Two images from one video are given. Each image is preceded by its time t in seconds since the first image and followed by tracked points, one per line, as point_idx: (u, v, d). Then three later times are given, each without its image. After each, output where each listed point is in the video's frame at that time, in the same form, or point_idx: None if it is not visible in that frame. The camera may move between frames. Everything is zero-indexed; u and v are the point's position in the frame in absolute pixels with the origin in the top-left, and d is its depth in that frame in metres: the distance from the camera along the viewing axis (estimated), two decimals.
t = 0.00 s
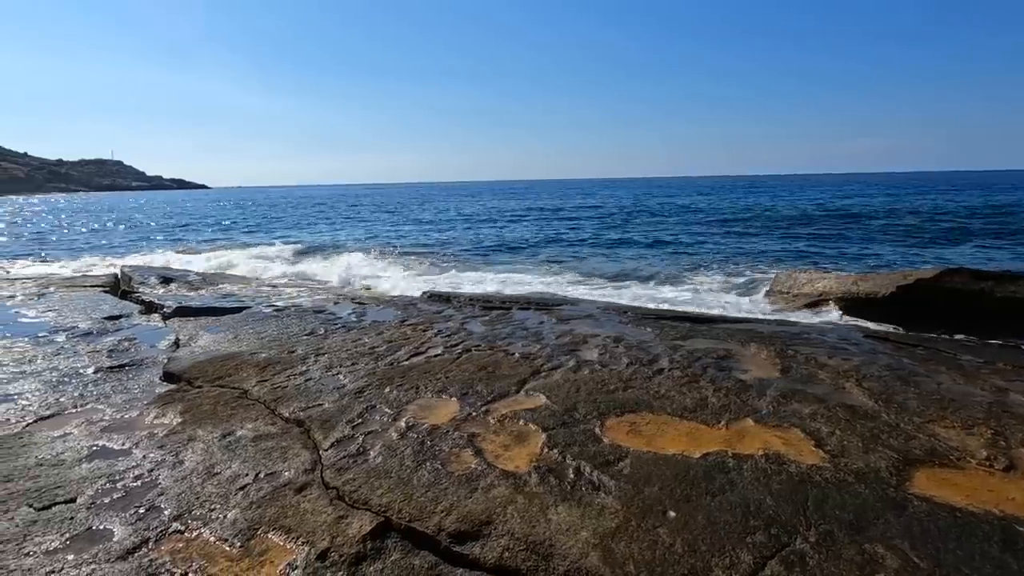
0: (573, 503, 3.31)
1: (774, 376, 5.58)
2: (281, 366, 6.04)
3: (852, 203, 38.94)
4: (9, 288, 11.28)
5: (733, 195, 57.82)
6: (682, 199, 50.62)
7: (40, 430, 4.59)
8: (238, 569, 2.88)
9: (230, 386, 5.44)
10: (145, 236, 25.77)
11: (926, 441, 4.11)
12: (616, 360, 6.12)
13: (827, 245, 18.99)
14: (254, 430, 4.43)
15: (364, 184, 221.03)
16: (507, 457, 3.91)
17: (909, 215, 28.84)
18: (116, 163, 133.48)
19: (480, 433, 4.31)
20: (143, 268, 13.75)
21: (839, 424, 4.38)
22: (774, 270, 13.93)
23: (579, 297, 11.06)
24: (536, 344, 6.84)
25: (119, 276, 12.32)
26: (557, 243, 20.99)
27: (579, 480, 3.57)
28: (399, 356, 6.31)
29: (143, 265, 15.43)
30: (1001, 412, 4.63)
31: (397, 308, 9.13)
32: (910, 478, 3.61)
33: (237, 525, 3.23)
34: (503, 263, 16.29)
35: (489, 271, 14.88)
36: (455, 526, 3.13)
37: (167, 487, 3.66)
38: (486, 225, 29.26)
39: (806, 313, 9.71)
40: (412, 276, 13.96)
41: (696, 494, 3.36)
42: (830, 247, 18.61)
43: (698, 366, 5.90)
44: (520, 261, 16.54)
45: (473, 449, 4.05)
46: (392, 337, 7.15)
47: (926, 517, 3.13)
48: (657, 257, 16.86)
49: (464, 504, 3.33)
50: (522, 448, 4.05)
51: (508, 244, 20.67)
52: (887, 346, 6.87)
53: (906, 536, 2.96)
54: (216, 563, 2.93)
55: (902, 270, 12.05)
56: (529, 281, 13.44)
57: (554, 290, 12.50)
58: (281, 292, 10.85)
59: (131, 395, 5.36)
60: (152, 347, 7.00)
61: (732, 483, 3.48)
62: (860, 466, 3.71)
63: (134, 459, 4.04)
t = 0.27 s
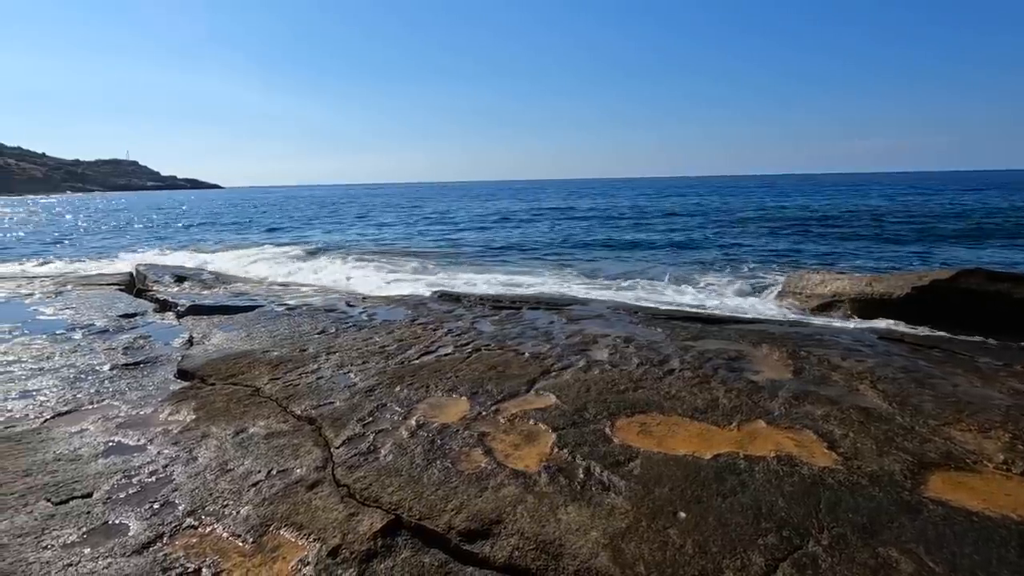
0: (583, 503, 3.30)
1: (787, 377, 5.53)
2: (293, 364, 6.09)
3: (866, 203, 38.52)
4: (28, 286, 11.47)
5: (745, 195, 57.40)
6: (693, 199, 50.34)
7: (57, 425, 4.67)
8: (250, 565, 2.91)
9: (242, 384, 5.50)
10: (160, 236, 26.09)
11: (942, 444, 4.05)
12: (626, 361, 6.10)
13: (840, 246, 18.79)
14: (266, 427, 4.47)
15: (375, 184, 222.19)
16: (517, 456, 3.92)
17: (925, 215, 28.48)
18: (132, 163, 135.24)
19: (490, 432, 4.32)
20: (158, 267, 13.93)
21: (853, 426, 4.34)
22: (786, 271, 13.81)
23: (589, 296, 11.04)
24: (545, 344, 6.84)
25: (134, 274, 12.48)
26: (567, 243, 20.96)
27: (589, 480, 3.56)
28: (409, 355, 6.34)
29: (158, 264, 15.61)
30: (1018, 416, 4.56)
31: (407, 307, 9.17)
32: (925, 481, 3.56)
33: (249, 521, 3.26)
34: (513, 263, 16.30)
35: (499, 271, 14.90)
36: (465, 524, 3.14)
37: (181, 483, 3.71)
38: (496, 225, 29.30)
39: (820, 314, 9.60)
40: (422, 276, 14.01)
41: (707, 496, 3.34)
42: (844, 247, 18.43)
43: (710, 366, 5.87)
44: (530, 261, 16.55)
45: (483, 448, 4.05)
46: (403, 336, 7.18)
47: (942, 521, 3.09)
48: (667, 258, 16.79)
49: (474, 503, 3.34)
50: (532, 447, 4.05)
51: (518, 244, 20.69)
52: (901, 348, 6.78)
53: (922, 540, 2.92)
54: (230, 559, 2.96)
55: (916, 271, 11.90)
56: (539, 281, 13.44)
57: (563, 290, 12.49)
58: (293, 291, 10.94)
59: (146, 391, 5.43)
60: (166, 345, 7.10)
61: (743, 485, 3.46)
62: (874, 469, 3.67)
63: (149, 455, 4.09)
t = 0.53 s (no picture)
0: (593, 504, 3.30)
1: (800, 379, 5.48)
2: (306, 362, 6.15)
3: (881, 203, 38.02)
4: (47, 284, 11.68)
5: (758, 195, 56.91)
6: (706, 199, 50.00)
7: (76, 421, 4.76)
8: (264, 561, 2.94)
9: (256, 382, 5.56)
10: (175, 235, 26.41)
11: (959, 448, 3.99)
12: (637, 361, 6.08)
13: (856, 246, 18.57)
14: (279, 425, 4.52)
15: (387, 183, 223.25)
16: (528, 456, 3.92)
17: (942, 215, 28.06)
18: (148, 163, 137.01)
19: (500, 432, 4.33)
20: (173, 266, 14.12)
21: (867, 429, 4.29)
22: (800, 272, 13.68)
23: (600, 297, 11.01)
24: (556, 344, 6.84)
25: (150, 273, 12.66)
26: (578, 243, 20.92)
27: (600, 481, 3.56)
28: (420, 354, 6.37)
29: (173, 263, 15.81)
30: None
31: (418, 306, 9.20)
32: (942, 485, 3.51)
33: (263, 517, 3.30)
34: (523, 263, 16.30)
35: (510, 271, 14.91)
36: (476, 523, 3.15)
37: (197, 479, 3.76)
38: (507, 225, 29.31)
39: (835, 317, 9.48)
40: (433, 275, 14.06)
41: (719, 498, 3.32)
42: (859, 248, 18.21)
43: (722, 367, 5.83)
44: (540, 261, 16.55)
45: (494, 447, 4.06)
46: (414, 335, 7.22)
47: (959, 525, 3.05)
48: (679, 258, 16.69)
49: (485, 502, 3.35)
50: (543, 447, 4.06)
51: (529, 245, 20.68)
52: (918, 350, 6.69)
53: (937, 545, 2.89)
54: (244, 554, 3.00)
55: (933, 272, 11.73)
56: (550, 281, 13.43)
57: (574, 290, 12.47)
58: (306, 290, 11.04)
59: (162, 388, 5.52)
60: (181, 343, 7.19)
61: (756, 487, 3.44)
62: (889, 472, 3.63)
63: (165, 451, 4.15)
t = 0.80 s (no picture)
0: (604, 504, 3.30)
1: (814, 381, 5.44)
2: (318, 360, 6.20)
3: (897, 203, 37.54)
4: (65, 282, 11.87)
5: (771, 194, 56.45)
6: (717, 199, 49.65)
7: (94, 417, 4.84)
8: (278, 556, 2.97)
9: (270, 379, 5.62)
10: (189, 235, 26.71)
11: (977, 451, 3.93)
12: (649, 362, 6.05)
13: (871, 247, 18.35)
14: (293, 422, 4.56)
15: (398, 183, 224.26)
16: (539, 455, 3.93)
17: (960, 215, 27.61)
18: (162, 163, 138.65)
19: (511, 431, 4.34)
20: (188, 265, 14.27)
21: (882, 431, 4.24)
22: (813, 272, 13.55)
23: (611, 297, 10.98)
24: (567, 344, 6.84)
25: (165, 271, 12.82)
26: (589, 243, 20.88)
27: (611, 481, 3.56)
28: (432, 353, 6.40)
29: (188, 262, 15.99)
30: None
31: (429, 306, 9.23)
32: (958, 488, 3.47)
33: (277, 513, 3.34)
34: (533, 263, 16.30)
35: (520, 271, 14.91)
36: (488, 522, 3.16)
37: (212, 474, 3.81)
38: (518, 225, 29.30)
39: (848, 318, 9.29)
40: (444, 275, 14.10)
41: (731, 499, 3.31)
42: (874, 248, 17.99)
43: (734, 368, 5.80)
44: (550, 261, 16.54)
45: (505, 447, 4.07)
46: (425, 334, 7.25)
47: (975, 529, 3.01)
48: (690, 259, 16.59)
49: (496, 501, 3.36)
50: (554, 447, 4.06)
51: (539, 245, 20.68)
52: (934, 352, 6.60)
53: (954, 549, 2.86)
54: (258, 550, 3.03)
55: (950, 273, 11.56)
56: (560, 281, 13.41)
57: (585, 290, 12.45)
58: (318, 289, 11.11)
59: (177, 385, 5.59)
60: (196, 340, 7.28)
61: (768, 489, 3.41)
62: (904, 475, 3.59)
63: (181, 447, 4.21)
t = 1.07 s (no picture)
0: (615, 504, 3.30)
1: (828, 382, 5.38)
2: (331, 359, 6.25)
3: (913, 203, 37.01)
4: (83, 281, 12.07)
5: (785, 194, 55.90)
6: (730, 199, 49.28)
7: (111, 413, 4.92)
8: (291, 553, 3.01)
9: (283, 377, 5.68)
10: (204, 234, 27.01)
11: (994, 455, 3.87)
12: (660, 362, 6.03)
13: (886, 247, 18.11)
14: (305, 420, 4.61)
15: (409, 183, 225.07)
16: (550, 455, 3.93)
17: (979, 216, 27.13)
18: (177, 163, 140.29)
19: (522, 430, 4.34)
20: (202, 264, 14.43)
21: (897, 434, 4.20)
22: (827, 273, 13.39)
23: (622, 297, 10.95)
24: (578, 344, 6.83)
25: (180, 270, 12.99)
26: (599, 243, 20.82)
27: (622, 481, 3.55)
28: (443, 352, 6.42)
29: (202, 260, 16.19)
30: None
31: (440, 305, 9.26)
32: (975, 493, 3.42)
33: (290, 510, 3.37)
34: (544, 263, 16.28)
35: (531, 271, 14.91)
36: (498, 521, 3.17)
37: (227, 471, 3.86)
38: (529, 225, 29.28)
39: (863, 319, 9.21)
40: (455, 274, 14.14)
41: (743, 501, 3.29)
42: (889, 249, 17.74)
43: (746, 369, 5.76)
44: (561, 261, 16.52)
45: (516, 446, 4.08)
46: (436, 334, 7.28)
47: (993, 534, 2.97)
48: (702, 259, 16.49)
49: (507, 500, 3.37)
50: (564, 447, 4.06)
51: (550, 244, 20.66)
52: (951, 355, 6.51)
53: (971, 554, 2.82)
54: (271, 546, 3.07)
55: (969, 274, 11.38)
56: (571, 281, 13.39)
57: (596, 290, 12.41)
58: (330, 288, 11.19)
59: (192, 382, 5.67)
60: (210, 338, 7.37)
61: (781, 491, 3.39)
62: (920, 478, 3.55)
63: (196, 444, 4.27)
